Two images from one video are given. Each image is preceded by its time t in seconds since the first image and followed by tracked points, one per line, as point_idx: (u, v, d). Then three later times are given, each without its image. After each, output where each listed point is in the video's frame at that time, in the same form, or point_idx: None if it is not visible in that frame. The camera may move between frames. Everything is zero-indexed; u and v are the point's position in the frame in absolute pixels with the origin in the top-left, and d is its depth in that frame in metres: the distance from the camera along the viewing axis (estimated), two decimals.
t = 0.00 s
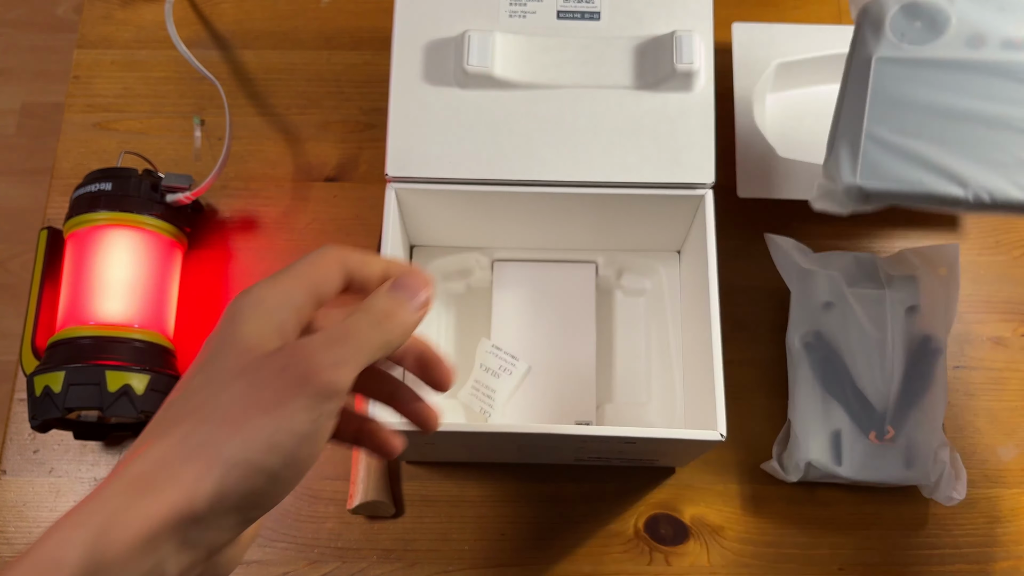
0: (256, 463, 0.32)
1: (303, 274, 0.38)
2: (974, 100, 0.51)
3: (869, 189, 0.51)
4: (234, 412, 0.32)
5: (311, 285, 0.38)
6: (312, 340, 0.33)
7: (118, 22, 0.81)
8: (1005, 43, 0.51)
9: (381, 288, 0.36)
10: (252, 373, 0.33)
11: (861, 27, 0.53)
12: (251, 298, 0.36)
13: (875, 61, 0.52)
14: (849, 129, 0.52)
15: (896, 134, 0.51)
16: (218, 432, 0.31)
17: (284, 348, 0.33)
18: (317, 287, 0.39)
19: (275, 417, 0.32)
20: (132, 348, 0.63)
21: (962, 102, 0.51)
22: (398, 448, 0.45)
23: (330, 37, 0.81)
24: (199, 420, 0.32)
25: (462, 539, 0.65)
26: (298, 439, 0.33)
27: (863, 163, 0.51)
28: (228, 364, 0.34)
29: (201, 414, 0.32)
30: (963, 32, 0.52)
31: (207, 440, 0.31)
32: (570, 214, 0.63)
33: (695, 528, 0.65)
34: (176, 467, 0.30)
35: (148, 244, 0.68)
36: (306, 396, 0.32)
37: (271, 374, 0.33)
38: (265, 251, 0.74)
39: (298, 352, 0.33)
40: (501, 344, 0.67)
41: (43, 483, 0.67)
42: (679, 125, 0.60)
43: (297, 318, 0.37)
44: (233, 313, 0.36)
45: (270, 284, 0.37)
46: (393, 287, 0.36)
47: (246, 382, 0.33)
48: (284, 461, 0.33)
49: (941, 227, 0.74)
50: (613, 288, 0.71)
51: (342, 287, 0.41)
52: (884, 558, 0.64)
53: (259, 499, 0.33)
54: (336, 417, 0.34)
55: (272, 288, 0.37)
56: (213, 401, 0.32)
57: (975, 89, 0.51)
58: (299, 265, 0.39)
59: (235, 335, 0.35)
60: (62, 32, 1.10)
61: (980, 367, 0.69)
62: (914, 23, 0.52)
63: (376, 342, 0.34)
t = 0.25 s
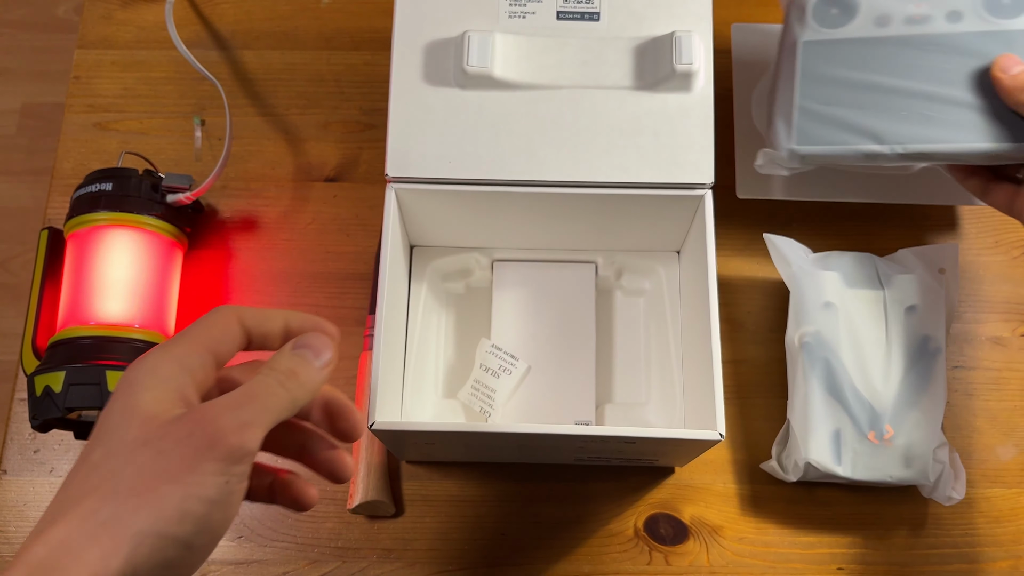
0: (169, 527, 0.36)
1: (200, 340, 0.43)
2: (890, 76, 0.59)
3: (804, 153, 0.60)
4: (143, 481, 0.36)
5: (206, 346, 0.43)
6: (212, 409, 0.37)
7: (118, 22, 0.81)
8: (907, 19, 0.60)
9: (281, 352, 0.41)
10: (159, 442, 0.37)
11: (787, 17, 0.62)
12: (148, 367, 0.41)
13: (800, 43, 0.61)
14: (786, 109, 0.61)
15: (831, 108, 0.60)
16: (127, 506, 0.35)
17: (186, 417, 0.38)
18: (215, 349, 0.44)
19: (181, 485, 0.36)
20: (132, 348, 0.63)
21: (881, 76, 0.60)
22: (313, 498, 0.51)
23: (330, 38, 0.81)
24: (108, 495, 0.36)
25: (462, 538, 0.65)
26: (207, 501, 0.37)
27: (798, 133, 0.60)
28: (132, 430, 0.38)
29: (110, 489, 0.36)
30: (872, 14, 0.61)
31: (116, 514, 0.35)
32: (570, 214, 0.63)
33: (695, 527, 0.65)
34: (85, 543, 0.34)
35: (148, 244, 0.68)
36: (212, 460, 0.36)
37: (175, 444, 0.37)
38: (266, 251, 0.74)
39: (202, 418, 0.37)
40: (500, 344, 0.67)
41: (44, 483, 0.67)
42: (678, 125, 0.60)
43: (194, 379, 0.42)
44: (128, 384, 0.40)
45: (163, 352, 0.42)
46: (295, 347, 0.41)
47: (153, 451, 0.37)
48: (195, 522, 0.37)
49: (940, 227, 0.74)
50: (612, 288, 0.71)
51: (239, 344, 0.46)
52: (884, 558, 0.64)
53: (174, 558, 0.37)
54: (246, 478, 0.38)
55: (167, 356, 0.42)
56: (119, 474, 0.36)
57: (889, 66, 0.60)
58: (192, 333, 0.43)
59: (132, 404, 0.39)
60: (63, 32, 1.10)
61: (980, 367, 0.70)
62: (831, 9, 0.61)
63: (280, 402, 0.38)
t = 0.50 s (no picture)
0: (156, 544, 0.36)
1: (177, 355, 0.44)
2: (851, 94, 0.65)
3: (771, 170, 0.66)
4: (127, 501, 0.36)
5: (182, 360, 0.44)
6: (194, 427, 0.37)
7: (119, 23, 0.82)
8: (865, 39, 0.66)
9: (262, 367, 0.41)
10: (141, 462, 0.37)
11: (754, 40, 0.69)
12: (126, 383, 0.40)
13: (765, 65, 0.67)
14: (755, 129, 0.67)
15: (797, 121, 0.66)
16: (111, 526, 0.36)
17: (169, 436, 0.38)
18: (191, 363, 0.44)
19: (166, 504, 0.36)
20: (132, 348, 0.63)
21: (841, 93, 0.65)
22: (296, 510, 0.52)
23: (330, 38, 0.81)
24: (92, 516, 0.36)
25: (462, 537, 0.65)
26: (193, 517, 0.37)
27: (765, 152, 0.66)
28: (111, 449, 0.38)
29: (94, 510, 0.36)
30: (833, 35, 0.66)
31: (102, 535, 0.36)
32: (569, 214, 0.64)
33: (694, 527, 0.65)
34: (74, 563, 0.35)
35: (148, 244, 0.68)
36: (198, 477, 0.37)
37: (158, 463, 0.37)
38: (266, 251, 0.75)
39: (185, 436, 0.37)
40: (500, 344, 0.67)
41: (45, 483, 0.67)
42: (677, 125, 0.60)
43: (173, 394, 0.42)
44: (106, 401, 0.39)
45: (141, 368, 0.42)
46: (276, 361, 0.42)
47: (136, 471, 0.37)
48: (183, 538, 0.37)
49: (939, 227, 0.74)
50: (612, 288, 0.71)
51: (215, 357, 0.46)
52: (883, 557, 0.64)
53: (162, 573, 0.38)
54: (232, 493, 0.39)
55: (144, 371, 0.41)
56: (101, 496, 0.37)
57: (850, 80, 0.65)
58: (168, 349, 0.44)
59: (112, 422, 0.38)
60: (64, 33, 1.10)
61: (978, 367, 0.70)
62: (793, 31, 0.67)
63: (263, 418, 0.39)
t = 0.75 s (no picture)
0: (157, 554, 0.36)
1: (177, 362, 0.43)
2: (849, 104, 0.67)
3: (770, 174, 0.67)
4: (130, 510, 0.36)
5: (182, 368, 0.43)
6: (196, 435, 0.37)
7: (120, 23, 0.82)
8: (864, 50, 0.68)
9: (263, 375, 0.41)
10: (143, 470, 0.37)
11: (755, 43, 0.69)
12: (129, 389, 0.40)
13: (767, 69, 0.68)
14: (753, 132, 0.68)
15: (797, 127, 0.67)
16: (114, 535, 0.36)
17: (171, 444, 0.37)
18: (189, 371, 0.44)
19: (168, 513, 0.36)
20: (133, 348, 0.63)
21: (840, 102, 0.67)
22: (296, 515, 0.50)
23: (330, 39, 0.81)
24: (96, 524, 0.36)
25: (462, 537, 0.65)
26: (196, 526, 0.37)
27: (765, 156, 0.67)
28: (115, 457, 0.38)
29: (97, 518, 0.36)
30: (833, 44, 0.68)
31: (105, 544, 0.36)
32: (569, 214, 0.64)
33: (694, 526, 0.65)
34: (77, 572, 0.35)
35: (149, 244, 0.68)
36: (200, 486, 0.37)
37: (160, 472, 0.37)
38: (266, 251, 0.75)
39: (187, 445, 0.37)
40: (500, 344, 0.67)
41: (45, 482, 0.68)
42: (677, 125, 0.60)
43: (174, 401, 0.42)
44: (109, 407, 0.39)
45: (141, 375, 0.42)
46: (277, 369, 0.42)
47: (137, 480, 0.37)
48: (185, 547, 0.37)
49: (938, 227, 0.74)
50: (612, 289, 0.71)
51: (214, 364, 0.46)
52: (883, 557, 0.64)
53: None
54: (234, 502, 0.38)
55: (143, 378, 0.41)
56: (103, 504, 0.37)
57: (849, 89, 0.67)
58: (169, 356, 0.44)
59: (114, 429, 0.39)
60: (65, 33, 1.11)
61: (978, 367, 0.70)
62: (793, 37, 0.69)
63: (265, 427, 0.38)
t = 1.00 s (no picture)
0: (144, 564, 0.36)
1: (167, 368, 0.43)
2: (857, 107, 0.68)
3: (780, 173, 0.67)
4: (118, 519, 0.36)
5: (171, 374, 0.43)
6: (187, 446, 0.37)
7: (120, 23, 0.82)
8: (873, 55, 0.69)
9: (256, 386, 0.41)
10: (131, 480, 0.37)
11: (767, 42, 0.70)
12: (119, 397, 0.40)
13: (779, 68, 0.69)
14: (763, 130, 0.68)
15: (807, 127, 0.67)
16: (99, 546, 0.36)
17: (161, 454, 0.37)
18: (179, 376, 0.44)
19: (157, 524, 0.36)
20: (133, 348, 0.63)
21: (849, 105, 0.68)
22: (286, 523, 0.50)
23: (330, 39, 0.81)
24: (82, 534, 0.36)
25: (462, 537, 0.65)
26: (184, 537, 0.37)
27: (775, 155, 0.67)
28: (102, 465, 0.37)
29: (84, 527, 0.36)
30: (843, 48, 0.69)
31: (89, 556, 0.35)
32: (569, 214, 0.64)
33: (694, 526, 0.65)
34: None
35: (149, 245, 0.68)
36: (190, 498, 0.36)
37: (149, 484, 0.36)
38: (266, 251, 0.75)
39: (177, 455, 0.37)
40: (500, 344, 0.67)
41: (45, 482, 0.68)
42: (677, 126, 0.60)
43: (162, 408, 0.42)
44: (97, 415, 0.39)
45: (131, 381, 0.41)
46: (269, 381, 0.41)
47: (125, 490, 0.37)
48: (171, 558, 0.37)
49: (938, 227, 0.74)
50: (612, 288, 0.71)
51: (203, 372, 0.45)
52: (883, 556, 0.64)
53: None
54: (222, 514, 0.38)
55: (133, 385, 0.41)
56: (89, 515, 0.36)
57: (858, 93, 0.68)
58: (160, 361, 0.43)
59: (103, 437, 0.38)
60: (65, 33, 1.11)
61: (978, 366, 0.70)
62: (805, 38, 0.69)
63: (256, 439, 0.38)
